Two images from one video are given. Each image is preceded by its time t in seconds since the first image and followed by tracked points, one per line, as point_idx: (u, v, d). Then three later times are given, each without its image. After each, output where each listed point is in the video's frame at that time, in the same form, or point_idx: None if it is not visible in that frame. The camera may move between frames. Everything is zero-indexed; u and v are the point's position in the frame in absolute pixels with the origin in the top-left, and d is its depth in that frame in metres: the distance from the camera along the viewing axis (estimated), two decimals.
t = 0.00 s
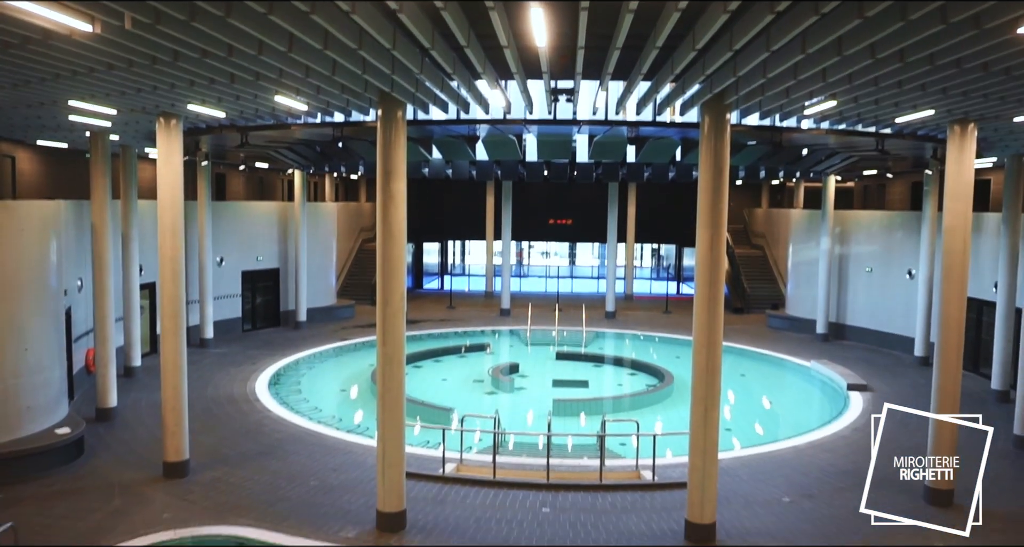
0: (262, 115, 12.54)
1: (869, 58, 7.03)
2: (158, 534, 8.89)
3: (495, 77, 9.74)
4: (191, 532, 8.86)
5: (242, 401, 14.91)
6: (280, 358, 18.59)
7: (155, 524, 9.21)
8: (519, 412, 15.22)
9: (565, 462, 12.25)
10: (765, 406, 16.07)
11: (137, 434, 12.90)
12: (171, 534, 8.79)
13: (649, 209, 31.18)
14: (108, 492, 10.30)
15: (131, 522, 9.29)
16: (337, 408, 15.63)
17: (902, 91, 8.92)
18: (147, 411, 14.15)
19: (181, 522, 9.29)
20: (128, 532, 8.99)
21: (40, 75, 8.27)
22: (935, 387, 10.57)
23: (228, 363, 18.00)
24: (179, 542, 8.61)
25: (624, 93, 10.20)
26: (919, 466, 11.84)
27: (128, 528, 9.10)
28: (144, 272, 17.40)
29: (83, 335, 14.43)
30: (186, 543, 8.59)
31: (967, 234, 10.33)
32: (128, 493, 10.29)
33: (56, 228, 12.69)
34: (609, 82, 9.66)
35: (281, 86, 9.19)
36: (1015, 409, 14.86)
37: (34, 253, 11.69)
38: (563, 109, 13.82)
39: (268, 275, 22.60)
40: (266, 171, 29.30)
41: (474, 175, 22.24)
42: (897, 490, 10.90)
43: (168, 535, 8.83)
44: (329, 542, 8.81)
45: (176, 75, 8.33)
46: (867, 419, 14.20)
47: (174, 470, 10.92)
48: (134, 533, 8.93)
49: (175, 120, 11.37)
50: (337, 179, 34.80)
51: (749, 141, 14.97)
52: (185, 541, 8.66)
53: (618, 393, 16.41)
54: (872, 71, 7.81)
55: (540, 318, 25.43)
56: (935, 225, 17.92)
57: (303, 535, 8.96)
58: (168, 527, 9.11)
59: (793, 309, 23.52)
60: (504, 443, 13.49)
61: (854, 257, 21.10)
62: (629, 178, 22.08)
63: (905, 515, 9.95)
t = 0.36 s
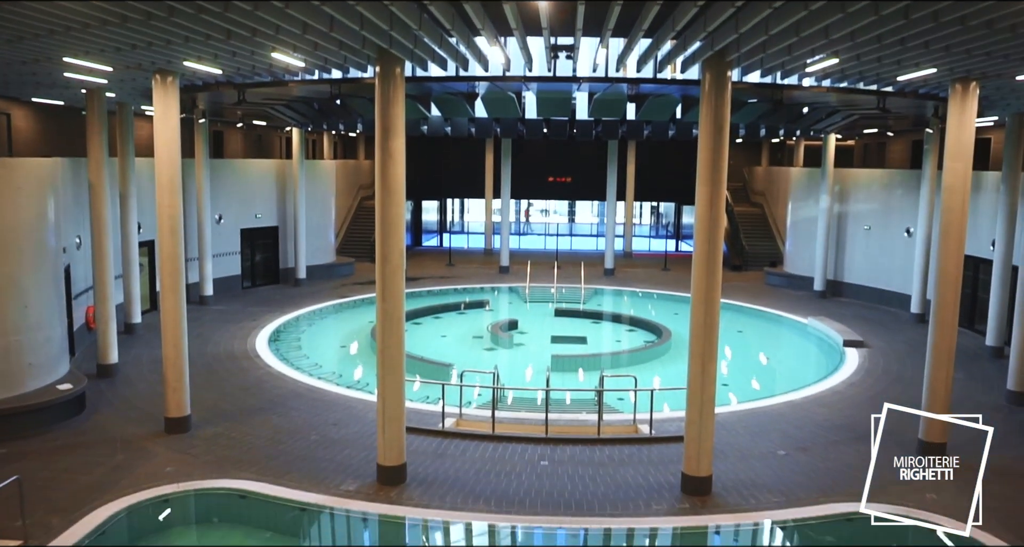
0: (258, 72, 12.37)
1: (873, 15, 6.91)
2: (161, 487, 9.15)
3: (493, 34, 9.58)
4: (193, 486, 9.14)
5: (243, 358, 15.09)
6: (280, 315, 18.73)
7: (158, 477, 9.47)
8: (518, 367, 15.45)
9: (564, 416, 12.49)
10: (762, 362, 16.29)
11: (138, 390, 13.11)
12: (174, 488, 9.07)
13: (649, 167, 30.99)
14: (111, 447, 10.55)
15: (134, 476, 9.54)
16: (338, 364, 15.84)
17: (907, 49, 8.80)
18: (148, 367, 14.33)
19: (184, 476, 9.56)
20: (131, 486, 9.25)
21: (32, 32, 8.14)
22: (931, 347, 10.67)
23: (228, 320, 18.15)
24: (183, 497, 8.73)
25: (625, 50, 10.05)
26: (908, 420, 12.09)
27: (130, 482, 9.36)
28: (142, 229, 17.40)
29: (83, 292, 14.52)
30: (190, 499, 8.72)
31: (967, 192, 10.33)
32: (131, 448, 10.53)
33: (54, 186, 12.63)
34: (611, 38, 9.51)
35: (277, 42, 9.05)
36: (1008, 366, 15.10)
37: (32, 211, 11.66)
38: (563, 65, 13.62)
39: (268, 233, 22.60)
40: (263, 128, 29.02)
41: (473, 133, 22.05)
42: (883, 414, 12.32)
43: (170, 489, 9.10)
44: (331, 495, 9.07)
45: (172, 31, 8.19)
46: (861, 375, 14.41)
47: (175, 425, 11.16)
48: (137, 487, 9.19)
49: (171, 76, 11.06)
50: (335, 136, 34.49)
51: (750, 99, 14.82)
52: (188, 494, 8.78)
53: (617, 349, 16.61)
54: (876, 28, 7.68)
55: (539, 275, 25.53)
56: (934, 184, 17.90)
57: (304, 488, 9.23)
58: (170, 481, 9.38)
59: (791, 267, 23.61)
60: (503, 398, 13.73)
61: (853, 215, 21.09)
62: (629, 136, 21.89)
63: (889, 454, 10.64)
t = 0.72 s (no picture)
0: (253, 27, 12.15)
1: None
2: (162, 442, 9.35)
3: None
4: (194, 440, 9.38)
5: (242, 315, 15.20)
6: (278, 272, 18.78)
7: (159, 432, 9.67)
8: (516, 323, 15.62)
9: (562, 371, 12.68)
10: (758, 318, 16.46)
11: (137, 346, 13.25)
12: (174, 442, 9.28)
13: (649, 123, 30.68)
14: (111, 403, 10.72)
15: (135, 431, 9.75)
16: (337, 321, 15.99)
17: (911, 4, 8.65)
18: (147, 324, 14.45)
19: (185, 430, 9.75)
20: (133, 440, 9.44)
21: None
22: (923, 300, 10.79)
23: (226, 277, 18.21)
24: (184, 450, 9.25)
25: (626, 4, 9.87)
26: (900, 375, 12.28)
27: (132, 437, 9.55)
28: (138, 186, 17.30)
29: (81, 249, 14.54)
30: (192, 452, 9.27)
31: (965, 150, 10.30)
32: (132, 403, 10.72)
33: (48, 142, 12.52)
34: None
35: None
36: (1000, 322, 15.26)
37: (27, 168, 11.59)
38: (563, 20, 13.38)
39: (264, 190, 22.48)
40: (258, 83, 28.57)
41: (470, 89, 21.76)
42: (874, 369, 12.54)
43: (171, 443, 9.30)
44: (332, 449, 9.28)
45: None
46: (855, 331, 14.57)
47: (176, 381, 11.33)
48: (138, 442, 9.38)
49: (164, 32, 10.77)
50: (331, 92, 33.99)
51: (752, 54, 14.61)
52: (189, 448, 9.28)
53: (614, 306, 16.77)
54: None
55: (537, 231, 25.52)
56: (932, 141, 17.83)
57: (305, 443, 9.43)
58: (171, 436, 9.57)
59: (788, 224, 23.61)
60: (502, 353, 13.92)
61: (852, 172, 21.03)
62: (628, 92, 21.62)
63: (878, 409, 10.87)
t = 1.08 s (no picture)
0: None
1: None
2: (162, 399, 9.50)
3: None
4: (194, 397, 9.51)
5: (240, 273, 15.24)
6: (275, 230, 18.74)
7: (160, 389, 9.82)
8: (514, 281, 15.70)
9: (559, 327, 12.83)
10: (754, 276, 16.57)
11: (135, 304, 13.31)
12: (174, 400, 9.42)
13: (649, 78, 30.24)
14: (112, 361, 10.84)
15: (136, 388, 9.90)
16: (335, 278, 16.05)
17: None
18: (145, 282, 14.49)
19: (185, 388, 9.90)
20: (134, 397, 9.60)
21: None
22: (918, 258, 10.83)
23: (223, 235, 18.18)
24: (184, 407, 9.40)
25: None
26: (894, 332, 12.44)
27: (133, 394, 9.70)
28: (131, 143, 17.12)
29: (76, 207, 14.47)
30: (192, 409, 9.41)
31: (965, 106, 10.22)
32: (132, 361, 10.85)
33: (39, 97, 12.33)
34: None
35: None
36: (995, 280, 15.38)
37: (18, 124, 11.45)
38: None
39: (260, 146, 22.26)
40: (251, 38, 27.99)
41: (467, 43, 21.38)
42: (868, 326, 12.69)
43: (171, 400, 9.45)
44: (332, 406, 9.43)
45: None
46: (850, 288, 14.68)
47: (175, 339, 11.44)
48: (139, 399, 9.53)
49: None
50: (325, 46, 33.33)
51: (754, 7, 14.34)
52: (189, 405, 9.42)
53: (611, 263, 16.84)
54: None
55: (534, 189, 25.40)
56: (932, 96, 17.66)
57: (306, 399, 9.59)
58: (172, 393, 9.72)
59: (786, 181, 23.52)
60: (500, 310, 14.05)
61: (851, 128, 20.90)
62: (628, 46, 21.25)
63: (870, 366, 11.05)
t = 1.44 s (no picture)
0: None
1: None
2: (160, 358, 9.60)
3: None
4: (192, 357, 9.60)
5: (236, 233, 15.20)
6: (270, 190, 18.61)
7: (159, 349, 9.91)
8: (510, 240, 15.69)
9: (555, 287, 12.89)
10: (751, 235, 16.59)
11: (132, 265, 13.30)
12: (173, 359, 9.52)
13: (648, 34, 29.70)
14: (110, 321, 10.90)
15: (135, 348, 9.98)
16: (331, 238, 16.02)
17: None
18: (141, 243, 14.45)
19: (184, 347, 9.98)
20: (134, 357, 9.68)
21: None
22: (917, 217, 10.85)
23: (218, 194, 18.06)
24: (184, 367, 9.50)
25: None
26: (889, 291, 12.54)
27: (133, 354, 9.79)
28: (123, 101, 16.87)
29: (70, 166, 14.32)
30: (191, 369, 9.51)
31: (966, 62, 10.10)
32: (130, 321, 10.91)
33: (28, 54, 12.11)
34: None
35: None
36: (992, 239, 15.42)
37: (8, 82, 11.26)
38: None
39: (253, 105, 21.94)
40: None
41: None
42: (862, 285, 12.78)
43: (170, 360, 9.54)
44: (330, 365, 9.54)
45: None
46: (847, 248, 14.73)
47: (173, 299, 11.49)
48: (139, 359, 9.62)
49: None
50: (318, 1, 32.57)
51: None
52: (189, 365, 9.51)
53: (608, 222, 16.83)
54: None
55: (532, 147, 25.17)
56: (933, 52, 17.46)
57: (305, 359, 9.69)
58: (171, 353, 9.81)
59: (784, 139, 23.34)
60: (497, 270, 14.08)
61: (850, 86, 20.70)
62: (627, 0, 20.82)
63: (864, 324, 11.19)
